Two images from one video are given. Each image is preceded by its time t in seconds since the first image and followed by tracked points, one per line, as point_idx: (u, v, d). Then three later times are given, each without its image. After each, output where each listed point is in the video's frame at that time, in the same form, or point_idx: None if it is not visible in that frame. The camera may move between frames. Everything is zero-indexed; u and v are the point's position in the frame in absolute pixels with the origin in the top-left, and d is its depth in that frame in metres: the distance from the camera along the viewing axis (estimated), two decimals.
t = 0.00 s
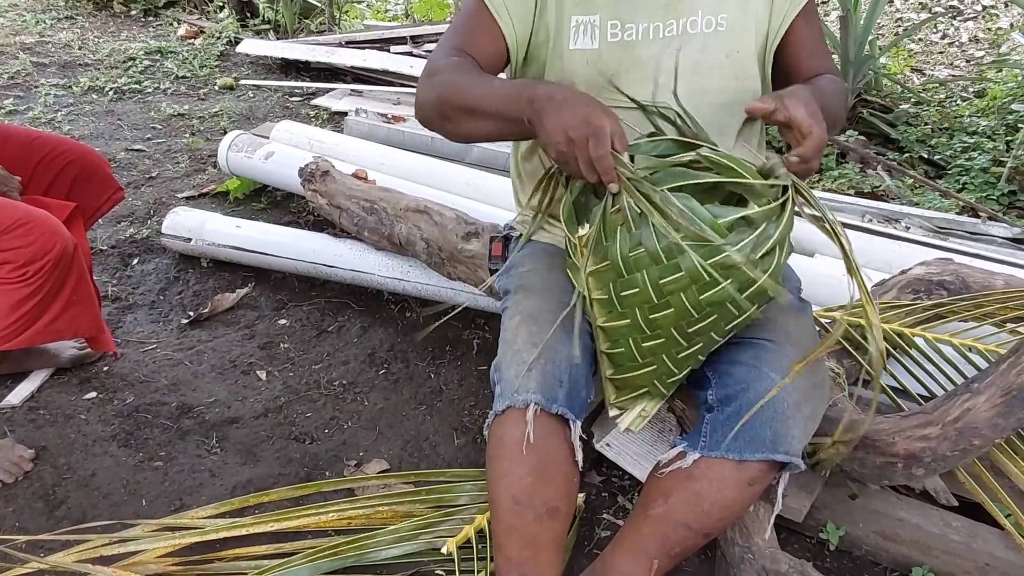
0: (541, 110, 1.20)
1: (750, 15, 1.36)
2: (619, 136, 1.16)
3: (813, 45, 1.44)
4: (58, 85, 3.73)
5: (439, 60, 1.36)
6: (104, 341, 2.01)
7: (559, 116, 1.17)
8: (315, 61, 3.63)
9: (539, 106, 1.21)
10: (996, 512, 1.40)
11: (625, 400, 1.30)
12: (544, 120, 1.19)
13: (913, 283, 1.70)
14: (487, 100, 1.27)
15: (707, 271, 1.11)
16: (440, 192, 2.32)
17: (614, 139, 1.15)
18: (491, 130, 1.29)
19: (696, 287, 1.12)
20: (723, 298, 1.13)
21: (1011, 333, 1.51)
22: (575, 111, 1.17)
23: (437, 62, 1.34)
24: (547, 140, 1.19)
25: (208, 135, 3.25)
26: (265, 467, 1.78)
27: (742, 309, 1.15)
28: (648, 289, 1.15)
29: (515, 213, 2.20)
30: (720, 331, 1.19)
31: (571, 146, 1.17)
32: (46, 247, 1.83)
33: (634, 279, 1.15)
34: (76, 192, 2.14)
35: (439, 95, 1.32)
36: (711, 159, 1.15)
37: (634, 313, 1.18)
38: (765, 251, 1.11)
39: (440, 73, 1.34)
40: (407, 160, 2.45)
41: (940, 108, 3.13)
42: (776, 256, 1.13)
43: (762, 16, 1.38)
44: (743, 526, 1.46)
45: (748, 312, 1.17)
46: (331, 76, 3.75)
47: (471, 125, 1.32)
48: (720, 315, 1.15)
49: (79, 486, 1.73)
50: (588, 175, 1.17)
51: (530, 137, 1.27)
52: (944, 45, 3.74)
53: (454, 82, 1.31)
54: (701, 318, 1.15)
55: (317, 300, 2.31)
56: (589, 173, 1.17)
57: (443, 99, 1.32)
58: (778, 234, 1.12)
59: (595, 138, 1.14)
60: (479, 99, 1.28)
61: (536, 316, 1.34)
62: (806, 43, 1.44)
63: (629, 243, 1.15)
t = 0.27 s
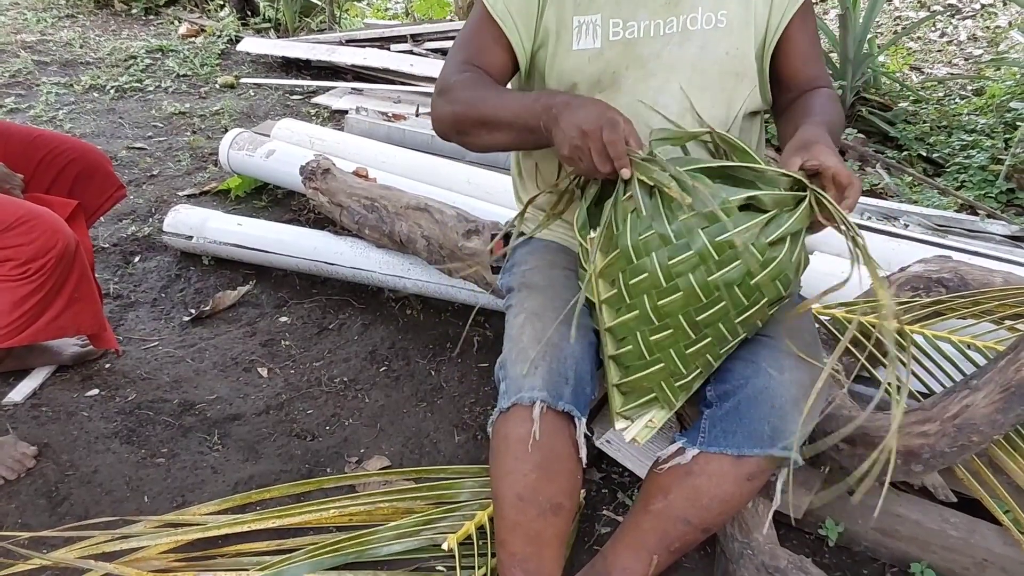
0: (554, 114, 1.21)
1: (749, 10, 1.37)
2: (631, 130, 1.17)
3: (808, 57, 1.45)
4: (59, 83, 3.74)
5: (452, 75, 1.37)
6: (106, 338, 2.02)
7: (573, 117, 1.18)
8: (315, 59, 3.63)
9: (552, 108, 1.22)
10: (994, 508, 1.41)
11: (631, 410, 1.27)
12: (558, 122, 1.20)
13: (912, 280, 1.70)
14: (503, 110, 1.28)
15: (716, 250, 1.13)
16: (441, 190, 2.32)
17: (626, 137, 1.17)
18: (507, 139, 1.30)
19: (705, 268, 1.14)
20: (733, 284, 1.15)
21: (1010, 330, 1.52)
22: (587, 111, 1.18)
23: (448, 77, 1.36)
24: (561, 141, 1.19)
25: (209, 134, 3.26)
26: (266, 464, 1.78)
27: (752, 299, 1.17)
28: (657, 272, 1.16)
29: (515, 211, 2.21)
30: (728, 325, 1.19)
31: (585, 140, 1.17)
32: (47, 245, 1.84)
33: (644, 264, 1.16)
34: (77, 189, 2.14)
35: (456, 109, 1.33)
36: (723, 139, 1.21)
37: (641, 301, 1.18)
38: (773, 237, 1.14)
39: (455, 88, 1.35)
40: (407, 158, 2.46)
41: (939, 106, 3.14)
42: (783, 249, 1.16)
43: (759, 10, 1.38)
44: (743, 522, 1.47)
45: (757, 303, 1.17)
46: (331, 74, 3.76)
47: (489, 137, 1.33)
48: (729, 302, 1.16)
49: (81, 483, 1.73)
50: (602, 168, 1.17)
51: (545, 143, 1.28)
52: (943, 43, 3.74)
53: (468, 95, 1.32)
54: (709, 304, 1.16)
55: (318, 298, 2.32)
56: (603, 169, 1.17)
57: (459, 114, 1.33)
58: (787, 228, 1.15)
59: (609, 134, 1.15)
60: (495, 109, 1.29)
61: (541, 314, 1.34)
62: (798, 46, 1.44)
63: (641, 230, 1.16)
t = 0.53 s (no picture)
0: (512, 126, 1.25)
1: (749, 9, 1.35)
2: (578, 145, 1.21)
3: (816, 53, 1.44)
4: (58, 80, 3.73)
5: (443, 73, 1.40)
6: (104, 337, 2.01)
7: (526, 130, 1.22)
8: (315, 56, 3.62)
9: (512, 120, 1.26)
10: (997, 506, 1.40)
11: (640, 407, 1.26)
12: (515, 132, 1.24)
13: (915, 277, 1.69)
14: (475, 114, 1.31)
15: (713, 239, 1.12)
16: (440, 188, 2.31)
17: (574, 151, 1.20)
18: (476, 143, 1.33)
19: (704, 259, 1.13)
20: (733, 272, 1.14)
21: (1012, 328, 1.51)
22: (539, 125, 1.21)
23: (437, 73, 1.39)
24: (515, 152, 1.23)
25: (208, 131, 3.25)
26: (265, 463, 1.78)
27: (751, 288, 1.16)
28: (656, 271, 1.14)
29: (515, 209, 2.20)
30: (730, 313, 1.17)
31: (532, 154, 1.21)
32: (46, 243, 1.83)
33: (640, 266, 1.15)
34: (76, 187, 2.13)
35: (439, 108, 1.37)
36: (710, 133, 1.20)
37: (642, 301, 1.17)
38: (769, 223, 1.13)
39: (444, 85, 1.38)
40: (406, 156, 2.45)
41: (942, 103, 3.13)
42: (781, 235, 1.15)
43: (760, 11, 1.37)
44: (744, 521, 1.46)
45: (757, 292, 1.17)
46: (331, 71, 3.74)
47: (461, 137, 1.37)
48: (730, 292, 1.15)
49: (79, 482, 1.73)
50: (548, 180, 1.21)
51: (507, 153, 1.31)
52: (945, 39, 3.73)
53: (451, 93, 1.35)
54: (711, 296, 1.15)
55: (317, 296, 2.31)
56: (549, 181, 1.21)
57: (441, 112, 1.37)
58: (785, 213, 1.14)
59: (555, 147, 1.19)
60: (469, 112, 1.32)
61: (538, 312, 1.33)
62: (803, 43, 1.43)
63: (633, 232, 1.16)
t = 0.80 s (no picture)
0: (517, 123, 1.25)
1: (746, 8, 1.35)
2: (588, 139, 1.20)
3: (816, 49, 1.44)
4: (56, 76, 3.72)
5: (442, 77, 1.40)
6: (103, 334, 2.01)
7: (533, 126, 1.22)
8: (313, 52, 3.62)
9: (516, 117, 1.25)
10: (995, 502, 1.40)
11: (641, 405, 1.26)
12: (521, 130, 1.23)
13: (913, 274, 1.69)
14: (478, 115, 1.31)
15: (713, 237, 1.12)
16: (439, 184, 2.31)
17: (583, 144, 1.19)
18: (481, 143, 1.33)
19: (704, 256, 1.13)
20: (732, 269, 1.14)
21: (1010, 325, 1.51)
22: (545, 121, 1.21)
23: (437, 77, 1.39)
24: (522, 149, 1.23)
25: (206, 127, 3.24)
26: (264, 459, 1.78)
27: (750, 283, 1.16)
28: (655, 269, 1.14)
29: (513, 205, 2.19)
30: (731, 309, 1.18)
31: (542, 151, 1.20)
32: (44, 240, 1.83)
33: (639, 263, 1.15)
34: (75, 183, 2.13)
35: (441, 113, 1.38)
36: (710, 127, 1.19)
37: (642, 298, 1.17)
38: (767, 218, 1.13)
39: (443, 89, 1.38)
40: (405, 152, 2.45)
41: (941, 99, 3.12)
42: (780, 229, 1.16)
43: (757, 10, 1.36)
44: (742, 517, 1.46)
45: (756, 287, 1.17)
46: (330, 67, 3.74)
47: (466, 140, 1.37)
48: (730, 288, 1.16)
49: (78, 478, 1.73)
50: (560, 176, 1.21)
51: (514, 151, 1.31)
52: (945, 35, 3.72)
53: (451, 95, 1.36)
54: (711, 293, 1.15)
55: (316, 292, 2.31)
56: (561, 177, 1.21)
57: (444, 115, 1.37)
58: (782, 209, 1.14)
59: (565, 142, 1.18)
60: (470, 114, 1.32)
61: (534, 308, 1.33)
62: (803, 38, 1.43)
63: (633, 230, 1.16)
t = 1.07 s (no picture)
0: (528, 119, 1.24)
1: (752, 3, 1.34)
2: (602, 133, 1.19)
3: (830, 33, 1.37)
4: (57, 74, 3.72)
5: (450, 81, 1.41)
6: (104, 331, 2.01)
7: (543, 122, 1.21)
8: (314, 50, 3.61)
9: (526, 114, 1.25)
10: (996, 500, 1.40)
11: (642, 404, 1.25)
12: (531, 127, 1.23)
13: (915, 271, 1.69)
14: (487, 115, 1.31)
15: (715, 236, 1.12)
16: (440, 181, 2.30)
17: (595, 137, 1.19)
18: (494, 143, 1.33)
19: (706, 256, 1.13)
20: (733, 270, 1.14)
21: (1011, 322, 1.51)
22: (557, 115, 1.20)
23: (446, 81, 1.39)
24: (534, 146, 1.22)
25: (207, 125, 3.24)
26: (265, 457, 1.78)
27: (752, 281, 1.16)
28: (656, 267, 1.15)
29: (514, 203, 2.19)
30: (731, 307, 1.18)
31: (555, 146, 1.19)
32: (45, 238, 1.83)
33: (641, 261, 1.16)
34: (75, 181, 2.13)
35: (450, 116, 1.38)
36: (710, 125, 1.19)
37: (643, 296, 1.17)
38: (768, 216, 1.13)
39: (450, 93, 1.38)
40: (406, 150, 2.45)
41: (942, 96, 3.12)
42: (781, 225, 1.16)
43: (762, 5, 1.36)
44: (743, 514, 1.46)
45: (758, 285, 1.17)
46: (330, 64, 3.74)
47: (479, 141, 1.36)
48: (732, 287, 1.16)
49: (79, 476, 1.73)
50: (574, 171, 1.20)
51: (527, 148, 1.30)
52: (946, 32, 3.72)
53: (459, 98, 1.36)
54: (713, 292, 1.15)
55: (317, 290, 2.31)
56: (574, 172, 1.20)
57: (454, 117, 1.37)
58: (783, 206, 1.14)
59: (576, 136, 1.17)
60: (480, 114, 1.32)
61: (542, 306, 1.33)
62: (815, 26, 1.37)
63: (635, 228, 1.16)
